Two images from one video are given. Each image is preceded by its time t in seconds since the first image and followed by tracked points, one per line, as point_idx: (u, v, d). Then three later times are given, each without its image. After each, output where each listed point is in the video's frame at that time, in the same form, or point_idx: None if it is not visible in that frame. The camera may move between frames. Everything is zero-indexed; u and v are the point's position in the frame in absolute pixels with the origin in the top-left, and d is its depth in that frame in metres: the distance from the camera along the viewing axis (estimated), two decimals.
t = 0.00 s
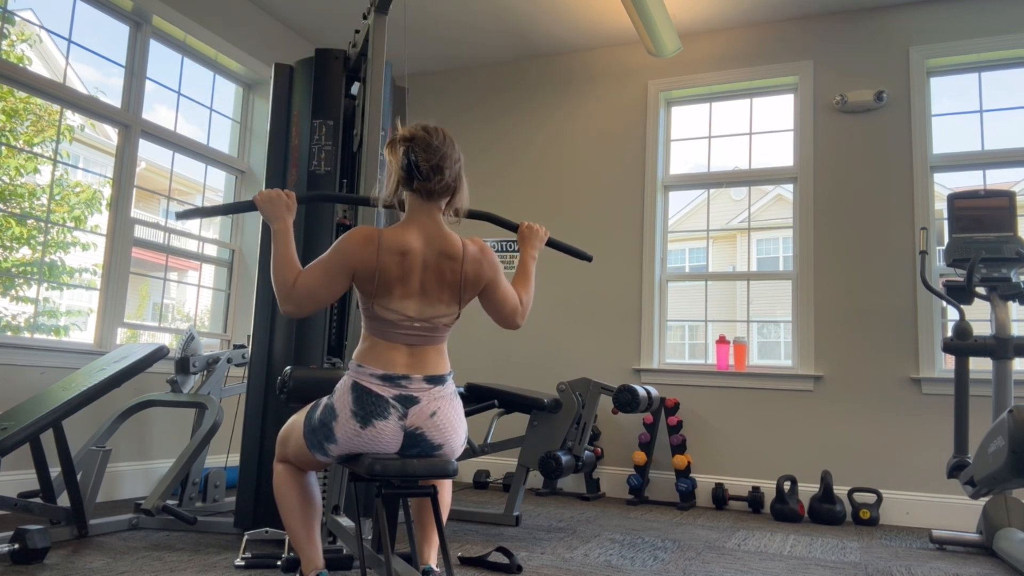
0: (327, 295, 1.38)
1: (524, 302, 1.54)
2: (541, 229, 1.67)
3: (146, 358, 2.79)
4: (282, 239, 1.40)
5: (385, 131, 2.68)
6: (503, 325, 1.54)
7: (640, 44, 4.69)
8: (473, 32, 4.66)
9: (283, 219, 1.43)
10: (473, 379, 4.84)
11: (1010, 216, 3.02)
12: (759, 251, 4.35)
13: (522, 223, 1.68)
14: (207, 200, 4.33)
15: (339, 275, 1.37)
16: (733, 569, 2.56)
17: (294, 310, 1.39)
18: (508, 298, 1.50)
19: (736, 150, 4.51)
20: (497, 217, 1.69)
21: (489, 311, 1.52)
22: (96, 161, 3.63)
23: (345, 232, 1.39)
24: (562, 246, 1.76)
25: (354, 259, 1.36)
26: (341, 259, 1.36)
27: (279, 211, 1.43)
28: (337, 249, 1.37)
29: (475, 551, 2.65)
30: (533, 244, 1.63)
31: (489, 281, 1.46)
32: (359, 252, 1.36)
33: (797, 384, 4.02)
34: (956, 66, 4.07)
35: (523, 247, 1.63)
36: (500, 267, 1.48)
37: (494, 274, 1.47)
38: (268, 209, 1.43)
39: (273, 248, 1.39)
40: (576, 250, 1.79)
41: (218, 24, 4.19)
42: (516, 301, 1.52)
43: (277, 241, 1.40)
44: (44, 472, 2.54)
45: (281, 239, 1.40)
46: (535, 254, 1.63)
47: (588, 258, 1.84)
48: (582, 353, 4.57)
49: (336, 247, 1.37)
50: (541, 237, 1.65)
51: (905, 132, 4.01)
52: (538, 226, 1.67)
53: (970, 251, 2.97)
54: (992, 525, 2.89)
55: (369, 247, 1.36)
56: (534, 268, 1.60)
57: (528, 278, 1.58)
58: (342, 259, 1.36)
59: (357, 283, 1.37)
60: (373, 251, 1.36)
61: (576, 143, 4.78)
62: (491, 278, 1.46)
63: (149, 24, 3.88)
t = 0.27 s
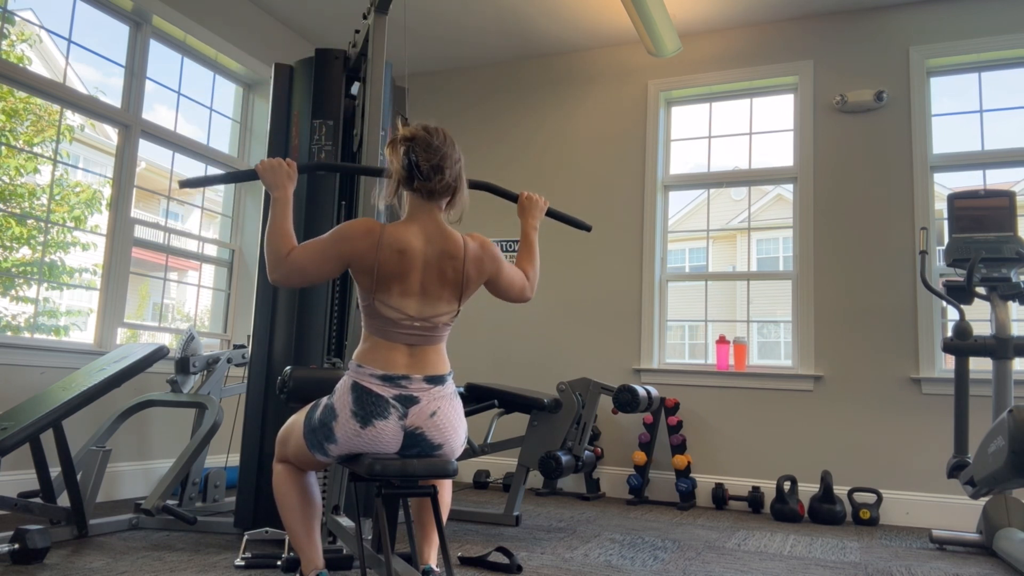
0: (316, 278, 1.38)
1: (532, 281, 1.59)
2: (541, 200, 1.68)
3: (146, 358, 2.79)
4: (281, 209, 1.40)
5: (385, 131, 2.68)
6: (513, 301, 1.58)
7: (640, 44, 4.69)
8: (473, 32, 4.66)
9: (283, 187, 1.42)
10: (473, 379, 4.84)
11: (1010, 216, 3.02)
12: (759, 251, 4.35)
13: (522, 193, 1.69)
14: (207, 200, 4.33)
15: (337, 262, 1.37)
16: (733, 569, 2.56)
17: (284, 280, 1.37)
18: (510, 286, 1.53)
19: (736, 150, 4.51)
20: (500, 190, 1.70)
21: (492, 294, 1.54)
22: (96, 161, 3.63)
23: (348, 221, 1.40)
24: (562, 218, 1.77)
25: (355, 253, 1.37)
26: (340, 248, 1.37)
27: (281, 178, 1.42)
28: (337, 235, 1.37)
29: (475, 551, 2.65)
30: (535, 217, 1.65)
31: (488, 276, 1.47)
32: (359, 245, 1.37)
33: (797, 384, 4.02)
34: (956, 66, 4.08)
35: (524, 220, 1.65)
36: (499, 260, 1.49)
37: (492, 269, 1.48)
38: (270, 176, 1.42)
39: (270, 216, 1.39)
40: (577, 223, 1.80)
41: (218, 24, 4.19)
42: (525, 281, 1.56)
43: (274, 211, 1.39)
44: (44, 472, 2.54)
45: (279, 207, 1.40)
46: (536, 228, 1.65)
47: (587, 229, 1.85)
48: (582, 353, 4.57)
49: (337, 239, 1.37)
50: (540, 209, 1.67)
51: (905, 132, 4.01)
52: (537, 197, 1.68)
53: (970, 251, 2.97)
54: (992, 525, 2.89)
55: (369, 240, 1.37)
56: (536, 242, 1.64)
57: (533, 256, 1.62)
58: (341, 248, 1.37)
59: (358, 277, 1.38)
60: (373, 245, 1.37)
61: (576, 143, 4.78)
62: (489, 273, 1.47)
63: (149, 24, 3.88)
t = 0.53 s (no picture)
0: (314, 253, 1.37)
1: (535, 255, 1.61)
2: (541, 169, 1.69)
3: (146, 358, 2.79)
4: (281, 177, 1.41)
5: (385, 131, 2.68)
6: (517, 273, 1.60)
7: (640, 44, 4.69)
8: (474, 32, 4.66)
9: (285, 154, 1.42)
10: (473, 379, 4.84)
11: (1010, 216, 3.02)
12: (759, 251, 4.35)
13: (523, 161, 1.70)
14: (207, 200, 4.33)
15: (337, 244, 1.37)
16: (733, 569, 2.56)
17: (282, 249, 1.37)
18: (511, 266, 1.54)
19: (736, 150, 4.51)
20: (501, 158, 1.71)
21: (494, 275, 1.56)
22: (96, 161, 3.63)
23: (352, 209, 1.41)
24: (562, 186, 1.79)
25: (355, 245, 1.37)
26: (341, 233, 1.37)
27: (281, 146, 1.42)
28: (339, 219, 1.37)
29: (475, 551, 2.65)
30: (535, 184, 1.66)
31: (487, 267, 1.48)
32: (360, 238, 1.37)
33: (797, 384, 4.02)
34: (956, 66, 4.08)
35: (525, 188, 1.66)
36: (499, 251, 1.49)
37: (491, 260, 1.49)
38: (271, 143, 1.42)
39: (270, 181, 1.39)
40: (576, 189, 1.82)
41: (218, 24, 4.19)
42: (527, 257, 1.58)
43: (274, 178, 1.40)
44: (44, 472, 2.54)
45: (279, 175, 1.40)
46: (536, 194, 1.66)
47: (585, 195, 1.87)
48: (582, 353, 4.57)
49: (338, 228, 1.37)
50: (541, 176, 1.68)
51: (905, 132, 4.01)
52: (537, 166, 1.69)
53: (970, 251, 2.97)
54: (992, 525, 2.89)
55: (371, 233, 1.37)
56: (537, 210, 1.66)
57: (535, 227, 1.64)
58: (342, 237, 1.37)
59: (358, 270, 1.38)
60: (374, 239, 1.37)
61: (576, 143, 4.78)
62: (489, 264, 1.47)
63: (149, 24, 3.88)
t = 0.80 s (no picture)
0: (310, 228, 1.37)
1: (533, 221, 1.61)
2: (538, 136, 1.66)
3: (146, 358, 2.79)
4: (280, 144, 1.38)
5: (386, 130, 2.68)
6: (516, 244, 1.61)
7: (640, 45, 4.69)
8: (473, 32, 4.66)
9: (285, 122, 1.40)
10: (473, 379, 4.84)
11: (1010, 216, 3.02)
12: (759, 251, 4.35)
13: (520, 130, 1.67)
14: (207, 200, 4.33)
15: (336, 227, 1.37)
16: (733, 568, 2.56)
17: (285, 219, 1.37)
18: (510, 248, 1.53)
19: (736, 150, 4.51)
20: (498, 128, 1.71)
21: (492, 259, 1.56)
22: (96, 161, 3.63)
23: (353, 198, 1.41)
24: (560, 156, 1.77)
25: (354, 236, 1.38)
26: (340, 220, 1.37)
27: (282, 114, 1.41)
28: (342, 205, 1.38)
29: (475, 551, 2.65)
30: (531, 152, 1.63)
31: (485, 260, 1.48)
32: (360, 232, 1.37)
33: (797, 384, 4.02)
34: (956, 66, 4.08)
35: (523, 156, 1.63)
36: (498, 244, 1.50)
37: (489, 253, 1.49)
38: (271, 112, 1.41)
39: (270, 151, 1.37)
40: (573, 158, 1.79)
41: (218, 24, 4.19)
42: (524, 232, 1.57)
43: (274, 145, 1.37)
44: (44, 472, 2.54)
45: (280, 146, 1.37)
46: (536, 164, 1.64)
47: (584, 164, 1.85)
48: (581, 353, 4.57)
49: (338, 217, 1.37)
50: (538, 145, 1.64)
51: (905, 132, 4.01)
52: (535, 134, 1.66)
53: (970, 250, 2.97)
54: (992, 525, 2.89)
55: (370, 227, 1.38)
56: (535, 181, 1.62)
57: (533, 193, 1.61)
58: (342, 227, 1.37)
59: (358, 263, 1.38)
60: (374, 233, 1.37)
61: (576, 143, 4.78)
62: (487, 258, 1.48)
63: (149, 24, 3.88)
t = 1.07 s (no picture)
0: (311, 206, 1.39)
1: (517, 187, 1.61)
2: (534, 111, 1.66)
3: (146, 358, 2.79)
4: (283, 120, 1.40)
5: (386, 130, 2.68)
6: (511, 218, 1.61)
7: (640, 45, 4.69)
8: (473, 32, 4.66)
9: (286, 95, 1.41)
10: (473, 379, 4.84)
11: (1010, 216, 3.02)
12: (759, 251, 4.35)
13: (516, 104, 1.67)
14: (207, 200, 4.33)
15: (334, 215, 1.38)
16: (733, 568, 2.56)
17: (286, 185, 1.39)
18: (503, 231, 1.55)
19: (736, 150, 4.51)
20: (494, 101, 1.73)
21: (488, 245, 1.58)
22: (96, 161, 3.63)
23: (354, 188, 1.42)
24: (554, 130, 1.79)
25: (354, 228, 1.38)
26: (340, 210, 1.38)
27: (282, 87, 1.41)
28: (341, 194, 1.38)
29: (475, 551, 2.65)
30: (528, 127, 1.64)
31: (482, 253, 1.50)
32: (359, 226, 1.38)
33: (797, 384, 4.02)
34: (956, 66, 4.08)
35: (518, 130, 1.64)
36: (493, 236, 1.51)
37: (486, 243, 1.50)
38: (272, 85, 1.41)
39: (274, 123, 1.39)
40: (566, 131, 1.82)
41: (218, 25, 4.19)
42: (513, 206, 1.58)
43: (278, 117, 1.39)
44: (44, 472, 2.54)
45: (283, 120, 1.39)
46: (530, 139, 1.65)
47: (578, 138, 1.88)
48: (581, 353, 4.57)
49: (338, 206, 1.38)
50: (535, 120, 1.65)
51: (905, 132, 4.01)
52: (531, 109, 1.66)
53: (970, 250, 2.97)
54: (992, 525, 2.89)
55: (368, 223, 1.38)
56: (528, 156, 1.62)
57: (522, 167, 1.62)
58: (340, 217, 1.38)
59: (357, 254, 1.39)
60: (372, 227, 1.38)
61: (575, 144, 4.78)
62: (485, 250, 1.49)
63: (149, 24, 3.88)
